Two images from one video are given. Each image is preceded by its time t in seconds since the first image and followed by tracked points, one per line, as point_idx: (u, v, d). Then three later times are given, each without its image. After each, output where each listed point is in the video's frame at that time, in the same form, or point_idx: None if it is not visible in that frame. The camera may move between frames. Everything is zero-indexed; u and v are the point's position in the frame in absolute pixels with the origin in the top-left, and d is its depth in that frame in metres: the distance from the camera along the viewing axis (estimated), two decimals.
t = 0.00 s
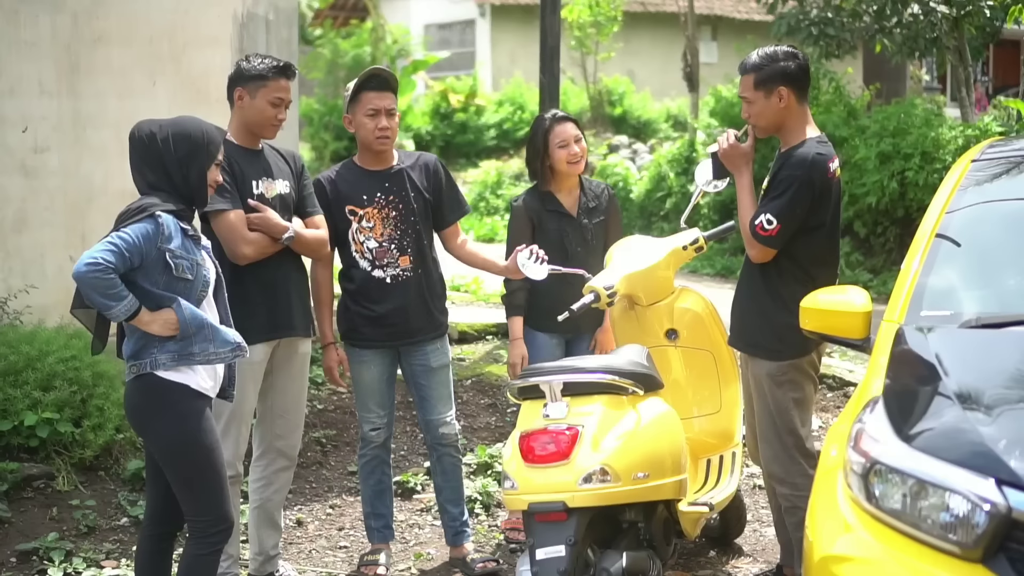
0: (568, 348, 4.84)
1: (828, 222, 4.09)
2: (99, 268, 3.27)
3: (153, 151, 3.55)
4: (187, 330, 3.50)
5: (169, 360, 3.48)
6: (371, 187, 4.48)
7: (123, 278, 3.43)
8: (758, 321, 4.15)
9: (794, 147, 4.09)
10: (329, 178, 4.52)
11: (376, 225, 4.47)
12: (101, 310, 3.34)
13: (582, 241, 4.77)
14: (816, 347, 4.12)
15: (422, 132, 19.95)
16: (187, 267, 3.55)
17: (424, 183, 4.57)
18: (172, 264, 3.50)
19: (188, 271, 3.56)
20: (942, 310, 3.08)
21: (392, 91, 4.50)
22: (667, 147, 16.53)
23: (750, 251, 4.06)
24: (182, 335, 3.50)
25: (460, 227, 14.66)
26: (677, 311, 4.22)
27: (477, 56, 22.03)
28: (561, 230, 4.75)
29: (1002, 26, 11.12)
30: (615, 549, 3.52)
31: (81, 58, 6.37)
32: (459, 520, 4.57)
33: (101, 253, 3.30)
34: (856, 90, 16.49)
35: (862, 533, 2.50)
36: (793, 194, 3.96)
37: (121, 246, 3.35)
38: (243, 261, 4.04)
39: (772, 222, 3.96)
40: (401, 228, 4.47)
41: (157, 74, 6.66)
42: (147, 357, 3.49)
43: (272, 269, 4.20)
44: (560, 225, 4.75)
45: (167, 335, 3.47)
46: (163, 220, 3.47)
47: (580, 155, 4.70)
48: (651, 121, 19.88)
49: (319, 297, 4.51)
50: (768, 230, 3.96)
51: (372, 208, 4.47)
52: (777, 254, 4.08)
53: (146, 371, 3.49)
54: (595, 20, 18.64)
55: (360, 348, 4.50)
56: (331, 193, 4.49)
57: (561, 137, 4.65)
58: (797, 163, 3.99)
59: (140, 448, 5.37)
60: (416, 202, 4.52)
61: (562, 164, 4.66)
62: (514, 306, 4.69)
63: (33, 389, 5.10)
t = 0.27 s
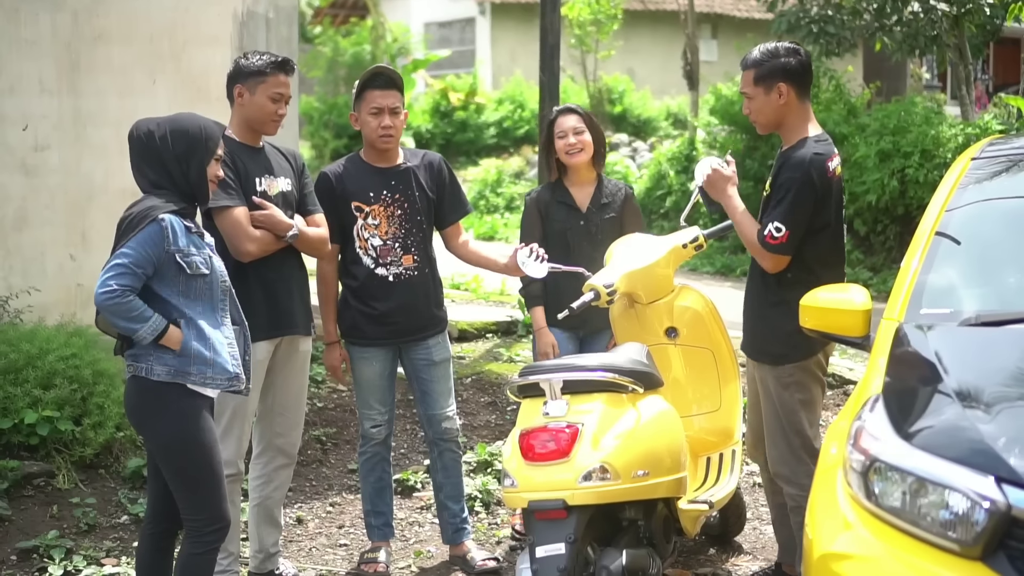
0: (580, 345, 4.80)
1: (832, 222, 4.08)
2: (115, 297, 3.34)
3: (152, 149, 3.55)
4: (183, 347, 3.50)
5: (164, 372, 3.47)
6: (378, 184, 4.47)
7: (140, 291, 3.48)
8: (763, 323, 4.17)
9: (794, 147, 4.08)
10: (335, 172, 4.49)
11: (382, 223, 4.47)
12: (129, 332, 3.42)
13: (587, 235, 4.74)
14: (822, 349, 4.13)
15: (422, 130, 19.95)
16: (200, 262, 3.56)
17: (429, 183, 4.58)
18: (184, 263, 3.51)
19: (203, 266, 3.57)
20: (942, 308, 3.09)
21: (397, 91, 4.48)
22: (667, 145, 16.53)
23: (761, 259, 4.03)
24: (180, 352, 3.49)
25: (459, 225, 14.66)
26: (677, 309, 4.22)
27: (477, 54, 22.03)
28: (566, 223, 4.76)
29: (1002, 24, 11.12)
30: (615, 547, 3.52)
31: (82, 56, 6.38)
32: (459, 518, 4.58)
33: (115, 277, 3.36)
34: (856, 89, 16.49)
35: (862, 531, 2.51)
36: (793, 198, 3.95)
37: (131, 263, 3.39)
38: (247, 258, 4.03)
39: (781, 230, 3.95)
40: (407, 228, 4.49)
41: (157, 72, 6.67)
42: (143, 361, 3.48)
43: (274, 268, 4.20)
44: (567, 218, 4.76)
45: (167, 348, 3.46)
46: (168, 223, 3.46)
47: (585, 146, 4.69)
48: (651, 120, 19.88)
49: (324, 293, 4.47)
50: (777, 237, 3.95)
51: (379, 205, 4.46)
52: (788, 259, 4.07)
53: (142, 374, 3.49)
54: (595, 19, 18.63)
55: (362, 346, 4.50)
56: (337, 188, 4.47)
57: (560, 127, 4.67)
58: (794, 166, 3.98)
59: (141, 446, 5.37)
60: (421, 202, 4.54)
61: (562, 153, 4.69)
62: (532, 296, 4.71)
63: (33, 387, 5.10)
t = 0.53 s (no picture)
0: (580, 342, 4.79)
1: (838, 221, 4.07)
2: (121, 295, 3.35)
3: (152, 147, 3.55)
4: (183, 351, 3.48)
5: (162, 373, 3.47)
6: (382, 180, 4.46)
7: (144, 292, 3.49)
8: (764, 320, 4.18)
9: (794, 145, 4.07)
10: (339, 166, 4.47)
11: (383, 219, 4.46)
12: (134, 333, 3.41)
13: (588, 229, 4.75)
14: (827, 349, 4.14)
15: (421, 128, 19.96)
16: (199, 264, 3.57)
17: (431, 182, 4.60)
18: (186, 263, 3.52)
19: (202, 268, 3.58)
20: (940, 305, 3.09)
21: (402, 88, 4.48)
22: (666, 142, 16.53)
23: (784, 276, 4.01)
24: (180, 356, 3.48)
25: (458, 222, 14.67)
26: (677, 306, 4.21)
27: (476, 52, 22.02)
28: (569, 215, 4.76)
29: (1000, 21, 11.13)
30: (614, 543, 3.52)
31: (80, 53, 6.37)
32: (457, 515, 4.58)
33: (118, 275, 3.37)
34: (855, 85, 16.49)
35: (860, 527, 2.51)
36: (792, 201, 3.96)
37: (134, 261, 3.40)
38: (249, 257, 4.03)
39: (794, 234, 3.95)
40: (408, 225, 4.50)
41: (156, 69, 6.68)
42: (142, 360, 3.48)
43: (273, 265, 4.20)
44: (570, 210, 4.76)
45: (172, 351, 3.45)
46: (167, 221, 3.48)
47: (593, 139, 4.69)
48: (650, 117, 19.89)
49: (324, 289, 4.43)
50: (790, 242, 3.95)
51: (382, 201, 4.46)
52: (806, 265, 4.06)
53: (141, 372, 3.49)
54: (594, 16, 18.63)
55: (360, 343, 4.50)
56: (341, 181, 4.45)
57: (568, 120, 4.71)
58: (790, 169, 3.99)
59: (139, 443, 5.37)
60: (422, 200, 4.55)
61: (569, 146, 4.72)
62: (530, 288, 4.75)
63: (31, 384, 5.10)
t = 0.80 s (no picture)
0: (576, 338, 4.78)
1: (839, 216, 4.06)
2: (135, 297, 3.36)
3: (153, 145, 3.56)
4: (193, 351, 3.51)
5: (166, 370, 3.49)
6: (376, 177, 4.48)
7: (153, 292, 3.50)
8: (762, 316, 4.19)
9: (796, 141, 4.08)
10: (334, 163, 4.49)
11: (378, 215, 4.49)
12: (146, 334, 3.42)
13: (586, 224, 4.74)
14: (829, 346, 4.16)
15: (421, 125, 19.96)
16: (205, 264, 3.58)
17: (425, 178, 4.62)
18: (192, 263, 3.54)
19: (207, 268, 3.59)
20: (938, 301, 3.10)
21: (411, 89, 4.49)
22: (665, 139, 16.54)
23: (792, 278, 4.01)
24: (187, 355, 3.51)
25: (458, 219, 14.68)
26: (675, 302, 4.24)
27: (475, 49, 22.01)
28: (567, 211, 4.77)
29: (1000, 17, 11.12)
30: (613, 540, 3.53)
31: (80, 50, 6.38)
32: (457, 512, 4.59)
33: (133, 278, 3.38)
34: (854, 82, 16.49)
35: (858, 523, 2.52)
36: (791, 199, 3.97)
37: (147, 263, 3.41)
38: (251, 255, 4.02)
39: (793, 233, 3.96)
40: (402, 222, 4.52)
41: (155, 67, 6.68)
42: (144, 357, 3.49)
43: (274, 262, 4.21)
44: (568, 207, 4.77)
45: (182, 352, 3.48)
46: (176, 221, 3.49)
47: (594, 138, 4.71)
48: (649, 114, 19.89)
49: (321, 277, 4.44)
50: (789, 240, 3.97)
51: (376, 198, 4.48)
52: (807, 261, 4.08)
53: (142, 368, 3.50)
54: (593, 13, 18.62)
55: (356, 339, 4.50)
56: (336, 178, 4.46)
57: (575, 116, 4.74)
58: (790, 166, 3.99)
59: (139, 440, 5.38)
60: (416, 197, 4.57)
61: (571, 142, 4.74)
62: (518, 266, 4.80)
63: (32, 381, 5.10)
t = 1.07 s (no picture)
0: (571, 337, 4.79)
1: (838, 215, 4.07)
2: (140, 296, 3.36)
3: (151, 148, 3.56)
4: (194, 351, 3.52)
5: (168, 371, 3.49)
6: (383, 176, 4.48)
7: (156, 291, 3.50)
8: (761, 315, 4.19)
9: (795, 138, 4.08)
10: (340, 162, 4.44)
11: (386, 214, 4.47)
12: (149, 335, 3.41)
13: (579, 224, 4.75)
14: (831, 345, 4.17)
15: (419, 124, 19.96)
16: (209, 263, 3.59)
17: (426, 178, 4.63)
18: (195, 263, 3.54)
19: (210, 267, 3.60)
20: (937, 299, 3.10)
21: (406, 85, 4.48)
22: (664, 138, 16.54)
23: (795, 278, 4.03)
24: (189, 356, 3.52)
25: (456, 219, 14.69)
26: (674, 301, 4.24)
27: (474, 48, 22.01)
28: (561, 212, 4.77)
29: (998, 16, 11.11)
30: (612, 539, 3.53)
31: (78, 50, 6.38)
32: (457, 511, 4.59)
33: (138, 277, 3.38)
34: (853, 80, 16.50)
35: (856, 521, 2.53)
36: (790, 198, 3.98)
37: (151, 262, 3.41)
38: (251, 254, 4.03)
39: (792, 232, 3.97)
40: (410, 220, 4.52)
41: (154, 66, 6.68)
42: (146, 357, 3.50)
43: (274, 261, 4.21)
44: (562, 208, 4.78)
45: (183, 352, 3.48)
46: (180, 220, 3.49)
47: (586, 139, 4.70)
48: (648, 113, 19.90)
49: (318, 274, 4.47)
50: (789, 239, 3.97)
51: (384, 196, 4.47)
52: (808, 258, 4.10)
53: (145, 369, 3.51)
54: (592, 12, 18.63)
55: (362, 339, 4.49)
56: (343, 176, 4.41)
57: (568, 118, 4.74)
58: (790, 165, 3.99)
59: (139, 439, 5.38)
60: (420, 196, 4.59)
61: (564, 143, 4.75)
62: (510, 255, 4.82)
63: (31, 380, 5.10)
